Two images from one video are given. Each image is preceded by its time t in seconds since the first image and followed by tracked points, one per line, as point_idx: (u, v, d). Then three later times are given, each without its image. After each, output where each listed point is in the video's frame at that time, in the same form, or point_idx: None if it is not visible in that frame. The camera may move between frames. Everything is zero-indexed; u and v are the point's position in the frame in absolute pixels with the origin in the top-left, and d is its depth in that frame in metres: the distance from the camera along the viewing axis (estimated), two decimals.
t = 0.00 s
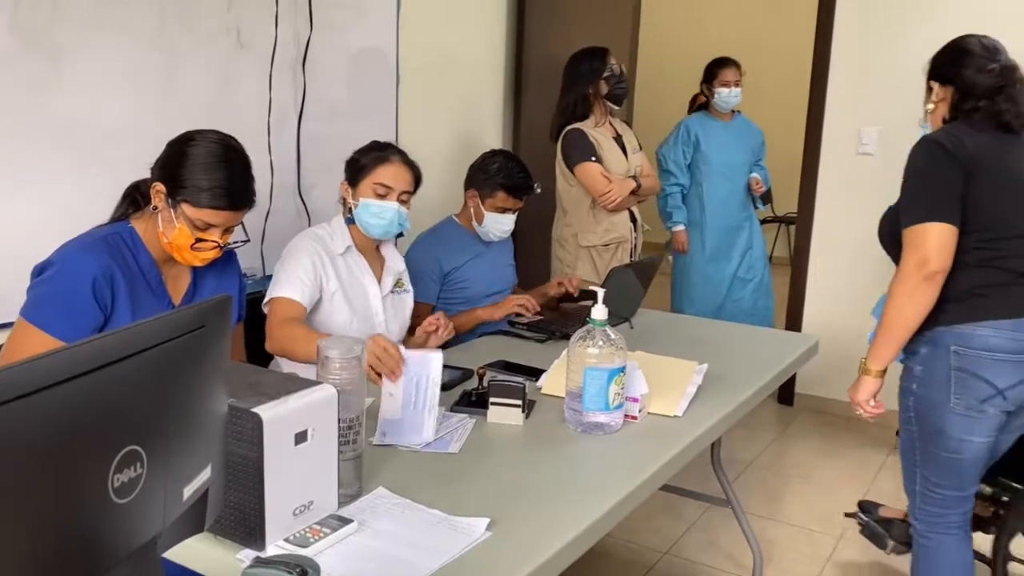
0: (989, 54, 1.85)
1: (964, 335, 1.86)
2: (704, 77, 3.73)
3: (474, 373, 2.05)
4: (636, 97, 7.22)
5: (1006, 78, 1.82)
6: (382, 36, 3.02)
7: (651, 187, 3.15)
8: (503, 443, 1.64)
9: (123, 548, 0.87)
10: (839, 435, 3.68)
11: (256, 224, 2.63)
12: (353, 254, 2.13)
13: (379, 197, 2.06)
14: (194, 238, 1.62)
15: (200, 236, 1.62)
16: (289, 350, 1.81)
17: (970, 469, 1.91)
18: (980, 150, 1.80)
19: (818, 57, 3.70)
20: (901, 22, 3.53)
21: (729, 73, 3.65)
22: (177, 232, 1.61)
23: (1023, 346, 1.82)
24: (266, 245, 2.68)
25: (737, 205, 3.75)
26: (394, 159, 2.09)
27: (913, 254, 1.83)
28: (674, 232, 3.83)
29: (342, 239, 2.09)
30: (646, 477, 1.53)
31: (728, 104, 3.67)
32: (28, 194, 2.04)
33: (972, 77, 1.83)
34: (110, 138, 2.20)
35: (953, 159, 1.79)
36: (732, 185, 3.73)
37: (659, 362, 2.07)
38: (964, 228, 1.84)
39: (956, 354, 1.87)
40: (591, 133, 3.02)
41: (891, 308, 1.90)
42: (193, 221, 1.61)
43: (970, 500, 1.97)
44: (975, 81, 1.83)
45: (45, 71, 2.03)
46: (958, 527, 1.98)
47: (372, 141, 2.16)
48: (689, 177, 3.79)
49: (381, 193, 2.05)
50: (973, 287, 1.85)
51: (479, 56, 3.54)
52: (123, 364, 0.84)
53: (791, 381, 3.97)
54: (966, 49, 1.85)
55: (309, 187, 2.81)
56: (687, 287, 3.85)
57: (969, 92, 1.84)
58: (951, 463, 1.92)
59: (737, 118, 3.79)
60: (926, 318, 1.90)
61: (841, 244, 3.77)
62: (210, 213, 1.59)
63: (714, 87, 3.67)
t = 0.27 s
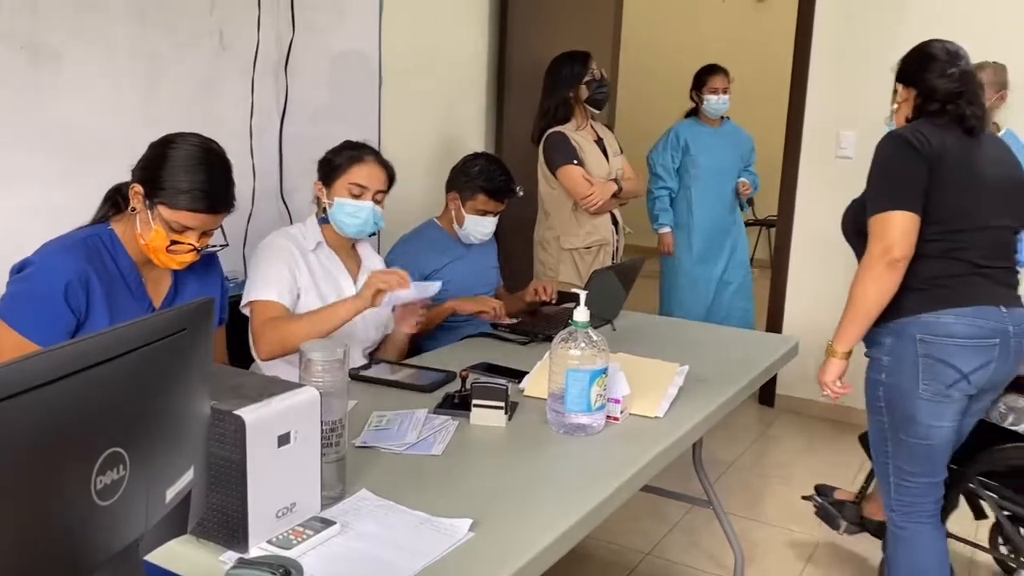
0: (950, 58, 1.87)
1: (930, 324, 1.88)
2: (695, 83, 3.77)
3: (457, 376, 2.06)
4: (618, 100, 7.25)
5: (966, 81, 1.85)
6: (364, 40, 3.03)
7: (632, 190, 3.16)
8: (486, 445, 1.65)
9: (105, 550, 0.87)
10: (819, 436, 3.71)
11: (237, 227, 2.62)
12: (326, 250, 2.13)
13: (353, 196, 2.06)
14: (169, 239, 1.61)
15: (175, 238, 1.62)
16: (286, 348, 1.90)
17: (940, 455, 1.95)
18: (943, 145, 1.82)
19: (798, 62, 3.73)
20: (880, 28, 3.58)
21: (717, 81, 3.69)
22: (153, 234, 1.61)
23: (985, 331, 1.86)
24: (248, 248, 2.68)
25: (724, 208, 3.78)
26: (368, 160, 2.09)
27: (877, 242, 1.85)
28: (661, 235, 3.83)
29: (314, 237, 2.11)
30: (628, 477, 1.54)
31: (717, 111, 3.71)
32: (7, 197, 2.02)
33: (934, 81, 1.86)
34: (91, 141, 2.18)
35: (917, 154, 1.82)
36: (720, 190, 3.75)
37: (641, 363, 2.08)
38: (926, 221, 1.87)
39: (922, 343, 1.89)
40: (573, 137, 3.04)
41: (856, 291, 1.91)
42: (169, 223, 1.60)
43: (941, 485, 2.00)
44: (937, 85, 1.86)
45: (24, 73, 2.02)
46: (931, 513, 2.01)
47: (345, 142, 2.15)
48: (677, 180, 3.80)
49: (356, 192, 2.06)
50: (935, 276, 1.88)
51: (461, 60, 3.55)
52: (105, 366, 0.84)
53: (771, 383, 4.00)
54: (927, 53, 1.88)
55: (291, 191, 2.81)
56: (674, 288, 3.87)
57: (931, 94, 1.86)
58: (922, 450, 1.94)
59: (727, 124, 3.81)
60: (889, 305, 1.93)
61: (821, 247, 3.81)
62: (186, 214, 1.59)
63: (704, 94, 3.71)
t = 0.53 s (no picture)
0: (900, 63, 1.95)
1: (897, 317, 1.91)
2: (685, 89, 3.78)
3: (440, 378, 2.06)
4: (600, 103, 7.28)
5: (916, 79, 1.91)
6: (348, 43, 3.03)
7: (614, 193, 3.18)
8: (469, 447, 1.66)
9: (86, 552, 0.87)
10: (800, 437, 3.74)
11: (219, 230, 2.62)
12: (306, 253, 2.14)
13: (337, 208, 2.07)
14: (146, 241, 1.61)
15: (152, 240, 1.61)
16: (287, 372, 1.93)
17: (909, 447, 1.95)
18: (908, 141, 1.87)
19: (779, 66, 3.76)
20: (859, 33, 3.61)
21: (707, 87, 3.69)
22: (130, 236, 1.61)
23: (950, 324, 1.88)
24: (230, 250, 2.67)
25: (712, 210, 3.79)
26: (356, 174, 2.08)
27: (846, 233, 1.89)
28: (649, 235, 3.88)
29: (295, 240, 2.10)
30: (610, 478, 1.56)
31: (705, 117, 3.72)
32: None
33: (885, 85, 1.93)
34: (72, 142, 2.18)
35: (884, 151, 1.86)
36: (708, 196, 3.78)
37: (623, 365, 2.09)
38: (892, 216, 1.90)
39: (890, 336, 1.91)
40: (555, 140, 3.05)
41: (823, 282, 1.95)
42: (146, 225, 1.60)
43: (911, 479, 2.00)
44: (891, 88, 1.93)
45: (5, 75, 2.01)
46: (902, 506, 2.01)
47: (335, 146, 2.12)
48: (666, 183, 3.85)
49: (340, 206, 2.06)
50: (901, 271, 1.91)
51: (445, 64, 3.56)
52: (87, 369, 0.84)
53: (753, 384, 4.03)
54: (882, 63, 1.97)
55: (274, 193, 2.81)
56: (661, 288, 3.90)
57: (887, 96, 1.93)
58: (892, 442, 1.95)
59: (720, 129, 3.83)
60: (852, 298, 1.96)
61: (802, 250, 3.84)
62: (163, 217, 1.59)
63: (692, 100, 3.72)
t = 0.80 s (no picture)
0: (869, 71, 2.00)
1: (865, 316, 1.93)
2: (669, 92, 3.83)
3: (424, 381, 2.06)
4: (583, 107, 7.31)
5: (883, 85, 1.94)
6: (331, 46, 3.03)
7: (596, 197, 3.20)
8: (452, 449, 1.66)
9: (70, 555, 0.87)
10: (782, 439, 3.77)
11: (202, 233, 2.61)
12: (293, 257, 2.13)
13: (327, 225, 2.07)
14: (131, 246, 1.61)
15: (137, 244, 1.61)
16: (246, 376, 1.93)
17: (868, 444, 1.98)
18: (880, 141, 1.90)
19: (760, 72, 3.79)
20: (839, 39, 3.65)
21: (690, 90, 3.75)
22: (114, 239, 1.60)
23: (917, 325, 1.90)
24: (213, 254, 2.67)
25: (695, 212, 3.82)
26: (352, 193, 2.07)
27: (819, 228, 1.90)
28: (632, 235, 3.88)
29: (282, 244, 2.10)
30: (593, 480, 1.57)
31: (689, 120, 3.77)
32: None
33: (854, 90, 1.98)
34: (54, 145, 2.16)
35: (857, 150, 1.89)
36: (691, 198, 3.81)
37: (606, 367, 2.10)
38: (864, 214, 1.93)
39: (858, 334, 1.93)
40: (537, 144, 3.06)
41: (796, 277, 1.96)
42: (130, 229, 1.59)
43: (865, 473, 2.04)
44: (859, 94, 1.97)
45: None
46: (850, 498, 2.06)
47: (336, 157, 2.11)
48: (649, 184, 3.87)
49: (330, 222, 2.06)
50: (873, 269, 1.93)
51: (428, 67, 3.56)
52: (72, 371, 0.85)
53: (736, 387, 4.05)
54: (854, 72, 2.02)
55: (257, 196, 2.80)
56: (645, 290, 3.92)
57: (854, 101, 1.98)
58: (851, 438, 1.98)
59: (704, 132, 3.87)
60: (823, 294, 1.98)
61: (783, 253, 3.87)
62: (147, 220, 1.58)
63: (675, 103, 3.77)
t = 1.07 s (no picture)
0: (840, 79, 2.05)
1: (833, 319, 1.95)
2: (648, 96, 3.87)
3: (407, 385, 2.06)
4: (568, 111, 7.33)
5: (857, 91, 1.99)
6: (316, 50, 3.03)
7: (579, 200, 3.21)
8: (435, 452, 1.66)
9: (50, 559, 0.87)
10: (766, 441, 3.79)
11: (185, 237, 2.61)
12: (276, 264, 2.13)
13: (314, 236, 2.06)
14: (117, 249, 1.60)
15: (123, 247, 1.60)
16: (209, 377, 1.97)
17: (836, 446, 2.00)
18: (853, 144, 1.91)
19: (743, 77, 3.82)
20: (820, 45, 3.68)
21: (669, 94, 3.78)
22: (100, 243, 1.60)
23: (885, 328, 1.92)
24: (196, 257, 2.66)
25: (674, 214, 3.86)
26: (343, 208, 2.06)
27: (793, 229, 1.91)
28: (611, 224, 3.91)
29: (266, 249, 2.11)
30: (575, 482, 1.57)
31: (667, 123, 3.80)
32: None
33: (828, 94, 2.01)
34: (35, 148, 2.15)
35: (831, 153, 1.90)
36: (670, 201, 3.85)
37: (590, 369, 2.11)
38: (837, 216, 1.94)
39: (825, 337, 1.95)
40: (520, 148, 3.07)
41: (770, 277, 1.97)
42: (117, 232, 1.59)
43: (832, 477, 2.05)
44: (832, 98, 2.01)
45: None
46: (818, 501, 2.06)
47: (329, 169, 2.09)
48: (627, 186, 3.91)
49: (317, 234, 2.05)
50: (843, 271, 1.94)
51: (413, 71, 3.57)
52: (52, 374, 0.85)
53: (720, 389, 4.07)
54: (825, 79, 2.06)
55: (241, 199, 2.80)
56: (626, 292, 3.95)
57: (829, 103, 2.01)
58: (819, 441, 2.00)
59: (683, 134, 3.92)
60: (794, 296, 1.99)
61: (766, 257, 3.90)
62: (134, 224, 1.58)
63: (655, 106, 3.80)
